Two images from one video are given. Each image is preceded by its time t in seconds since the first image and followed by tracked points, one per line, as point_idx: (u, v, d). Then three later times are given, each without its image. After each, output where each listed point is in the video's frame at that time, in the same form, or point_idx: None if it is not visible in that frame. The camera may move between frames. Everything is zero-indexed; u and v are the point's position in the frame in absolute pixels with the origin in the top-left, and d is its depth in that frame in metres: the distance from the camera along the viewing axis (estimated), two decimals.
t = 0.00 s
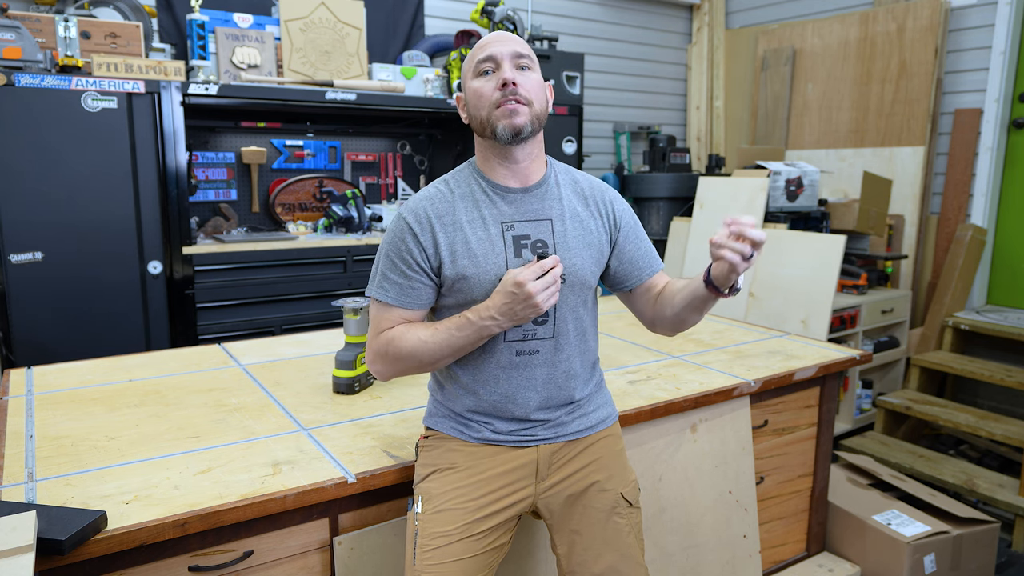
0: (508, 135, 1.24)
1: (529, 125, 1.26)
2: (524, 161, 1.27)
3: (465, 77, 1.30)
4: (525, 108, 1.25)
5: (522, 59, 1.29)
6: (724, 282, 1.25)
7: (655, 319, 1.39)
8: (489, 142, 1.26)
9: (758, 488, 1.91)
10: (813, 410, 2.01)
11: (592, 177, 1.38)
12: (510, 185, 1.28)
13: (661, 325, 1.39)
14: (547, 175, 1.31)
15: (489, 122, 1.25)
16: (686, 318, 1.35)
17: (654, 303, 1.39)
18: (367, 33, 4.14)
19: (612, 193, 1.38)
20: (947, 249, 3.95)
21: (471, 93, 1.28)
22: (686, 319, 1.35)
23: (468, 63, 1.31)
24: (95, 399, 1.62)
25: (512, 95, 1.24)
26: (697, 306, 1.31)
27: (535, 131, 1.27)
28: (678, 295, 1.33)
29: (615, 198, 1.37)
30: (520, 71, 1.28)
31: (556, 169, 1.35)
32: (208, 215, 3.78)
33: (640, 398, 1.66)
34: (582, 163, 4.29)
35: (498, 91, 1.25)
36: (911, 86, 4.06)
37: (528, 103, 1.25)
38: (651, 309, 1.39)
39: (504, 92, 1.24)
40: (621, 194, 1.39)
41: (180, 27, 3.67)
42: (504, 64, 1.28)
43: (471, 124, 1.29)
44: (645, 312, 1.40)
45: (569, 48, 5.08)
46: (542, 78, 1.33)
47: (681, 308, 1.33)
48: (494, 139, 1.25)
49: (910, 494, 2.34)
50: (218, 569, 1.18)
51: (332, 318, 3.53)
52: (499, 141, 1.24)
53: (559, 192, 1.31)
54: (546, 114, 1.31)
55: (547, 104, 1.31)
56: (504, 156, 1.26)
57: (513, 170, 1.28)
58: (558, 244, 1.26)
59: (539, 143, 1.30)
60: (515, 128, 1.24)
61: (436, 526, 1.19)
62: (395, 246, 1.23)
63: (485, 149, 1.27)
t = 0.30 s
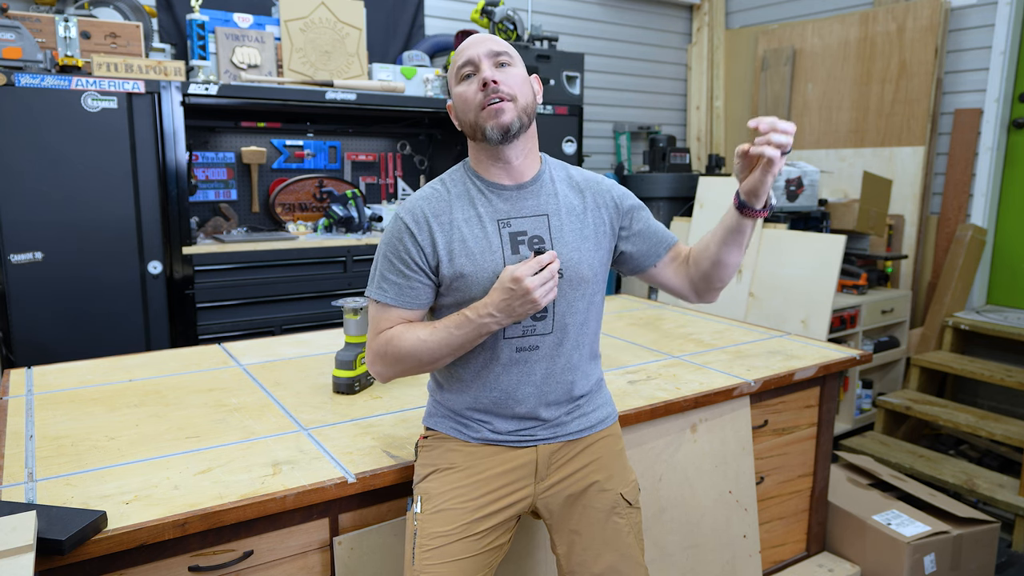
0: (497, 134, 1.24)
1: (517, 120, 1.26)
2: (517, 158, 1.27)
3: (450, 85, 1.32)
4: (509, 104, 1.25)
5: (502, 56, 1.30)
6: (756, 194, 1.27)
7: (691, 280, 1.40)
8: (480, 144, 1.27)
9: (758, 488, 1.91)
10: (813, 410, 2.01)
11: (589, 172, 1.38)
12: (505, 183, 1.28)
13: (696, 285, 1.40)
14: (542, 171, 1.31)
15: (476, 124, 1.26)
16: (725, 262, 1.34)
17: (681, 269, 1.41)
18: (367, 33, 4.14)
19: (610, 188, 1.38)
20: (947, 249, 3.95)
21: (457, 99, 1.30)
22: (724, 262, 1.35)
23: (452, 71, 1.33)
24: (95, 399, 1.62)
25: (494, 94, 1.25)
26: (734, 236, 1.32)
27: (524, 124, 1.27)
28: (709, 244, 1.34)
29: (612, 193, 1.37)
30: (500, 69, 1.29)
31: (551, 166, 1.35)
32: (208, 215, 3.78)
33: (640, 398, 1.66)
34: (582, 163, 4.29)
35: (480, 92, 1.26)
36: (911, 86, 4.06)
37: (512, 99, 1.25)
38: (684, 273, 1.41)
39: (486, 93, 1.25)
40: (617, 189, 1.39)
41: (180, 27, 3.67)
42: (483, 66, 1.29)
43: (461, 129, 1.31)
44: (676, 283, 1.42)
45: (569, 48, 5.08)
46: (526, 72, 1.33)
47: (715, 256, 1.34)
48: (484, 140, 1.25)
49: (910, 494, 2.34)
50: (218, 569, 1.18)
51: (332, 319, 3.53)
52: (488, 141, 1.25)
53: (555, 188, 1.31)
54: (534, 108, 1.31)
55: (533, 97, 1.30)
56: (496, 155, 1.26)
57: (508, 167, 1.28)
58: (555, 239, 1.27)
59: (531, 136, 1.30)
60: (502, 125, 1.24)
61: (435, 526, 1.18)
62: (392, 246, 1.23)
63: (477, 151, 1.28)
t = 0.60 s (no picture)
0: (493, 148, 1.25)
1: (512, 133, 1.26)
2: (515, 167, 1.28)
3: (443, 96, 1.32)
4: (503, 118, 1.25)
5: (494, 65, 1.29)
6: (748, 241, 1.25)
7: (671, 301, 1.38)
8: (476, 157, 1.28)
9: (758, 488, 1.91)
10: (813, 410, 2.01)
11: (587, 173, 1.38)
12: (502, 185, 1.28)
13: (678, 305, 1.38)
14: (539, 172, 1.32)
15: (472, 137, 1.27)
16: (709, 290, 1.34)
17: (666, 284, 1.39)
18: (367, 33, 4.14)
19: (608, 188, 1.38)
20: (947, 249, 3.95)
21: (450, 111, 1.29)
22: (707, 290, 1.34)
23: (444, 79, 1.32)
24: (95, 399, 1.62)
25: (489, 108, 1.25)
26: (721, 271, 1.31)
27: (520, 134, 1.28)
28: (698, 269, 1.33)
29: (611, 193, 1.37)
30: (493, 78, 1.28)
31: (549, 167, 1.35)
32: (208, 215, 3.78)
33: (640, 398, 1.66)
34: (582, 163, 4.29)
35: (474, 106, 1.26)
36: (911, 86, 4.06)
37: (506, 112, 1.26)
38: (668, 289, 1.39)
39: (480, 107, 1.25)
40: (617, 190, 1.39)
41: (180, 27, 3.67)
42: (475, 76, 1.28)
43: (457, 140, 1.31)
44: (658, 296, 1.40)
45: (569, 48, 5.08)
46: (519, 77, 1.32)
47: (701, 281, 1.33)
48: (480, 154, 1.26)
49: (910, 494, 2.34)
50: (218, 569, 1.18)
51: (332, 318, 3.53)
52: (484, 155, 1.26)
53: (553, 188, 1.31)
54: (528, 115, 1.31)
55: (527, 105, 1.30)
56: (494, 167, 1.27)
57: (505, 176, 1.28)
58: (553, 240, 1.27)
59: (528, 142, 1.31)
60: (498, 139, 1.25)
61: (435, 526, 1.18)
62: (390, 247, 1.23)
63: (473, 163, 1.29)
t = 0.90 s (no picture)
0: (491, 148, 1.25)
1: (510, 134, 1.26)
2: (514, 166, 1.28)
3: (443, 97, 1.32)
4: (501, 119, 1.25)
5: (492, 65, 1.28)
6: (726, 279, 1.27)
7: (650, 321, 1.40)
8: (474, 157, 1.28)
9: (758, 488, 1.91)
10: (813, 411, 2.01)
11: (586, 174, 1.38)
12: (501, 185, 1.28)
13: (657, 327, 1.40)
14: (539, 173, 1.32)
15: (470, 138, 1.27)
16: (687, 318, 1.36)
17: (650, 304, 1.40)
18: (367, 33, 4.14)
19: (607, 190, 1.38)
20: (947, 249, 3.95)
21: (449, 111, 1.30)
22: (685, 317, 1.36)
23: (443, 80, 1.33)
24: (95, 399, 1.62)
25: (487, 109, 1.25)
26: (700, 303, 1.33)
27: (518, 134, 1.27)
28: (679, 298, 1.34)
29: (610, 195, 1.37)
30: (492, 78, 1.28)
31: (549, 168, 1.35)
32: (208, 215, 3.78)
33: (640, 398, 1.66)
34: (582, 163, 4.29)
35: (472, 107, 1.26)
36: (912, 86, 4.06)
37: (505, 112, 1.26)
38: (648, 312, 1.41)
39: (478, 107, 1.25)
40: (616, 193, 1.39)
41: (180, 27, 3.67)
42: (474, 76, 1.28)
43: (456, 139, 1.31)
44: (639, 316, 1.42)
45: (569, 48, 5.08)
46: (518, 77, 1.31)
47: (680, 309, 1.35)
48: (478, 154, 1.26)
49: (910, 494, 2.34)
50: (218, 569, 1.18)
51: (332, 318, 3.53)
52: (483, 156, 1.26)
53: (552, 190, 1.31)
54: (527, 114, 1.31)
55: (526, 105, 1.30)
56: (492, 166, 1.27)
57: (504, 175, 1.28)
58: (552, 242, 1.27)
59: (526, 142, 1.30)
60: (495, 140, 1.24)
61: (435, 526, 1.18)
62: (389, 247, 1.23)
63: (473, 164, 1.29)
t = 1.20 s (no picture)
0: (487, 153, 1.24)
1: (507, 139, 1.26)
2: (511, 170, 1.28)
3: (441, 99, 1.32)
4: (498, 124, 1.25)
5: (491, 69, 1.28)
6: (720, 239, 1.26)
7: (651, 310, 1.40)
8: (471, 161, 1.28)
9: (759, 488, 1.91)
10: (813, 410, 2.01)
11: (584, 172, 1.38)
12: (499, 187, 1.28)
13: (658, 316, 1.40)
14: (537, 172, 1.31)
15: (468, 142, 1.27)
16: (685, 296, 1.34)
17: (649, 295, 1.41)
18: (367, 33, 4.14)
19: (606, 187, 1.38)
20: (947, 249, 3.95)
21: (448, 114, 1.30)
22: (685, 296, 1.35)
23: (442, 81, 1.32)
24: (95, 399, 1.62)
25: (484, 114, 1.25)
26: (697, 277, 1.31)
27: (516, 139, 1.27)
28: (672, 275, 1.34)
29: (609, 192, 1.37)
30: (490, 83, 1.27)
31: (547, 167, 1.35)
32: (208, 215, 3.78)
33: (640, 398, 1.66)
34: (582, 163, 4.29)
35: (471, 112, 1.26)
36: (912, 86, 4.06)
37: (502, 118, 1.26)
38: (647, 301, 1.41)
39: (476, 113, 1.25)
40: (615, 190, 1.39)
41: (180, 26, 3.67)
42: (472, 80, 1.27)
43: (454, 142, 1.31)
44: (640, 309, 1.42)
45: (569, 48, 5.08)
46: (517, 80, 1.31)
47: (677, 288, 1.34)
48: (476, 158, 1.26)
49: (910, 494, 2.34)
50: (218, 569, 1.18)
51: (333, 318, 3.53)
52: (480, 161, 1.26)
53: (550, 189, 1.31)
54: (525, 119, 1.31)
55: (524, 109, 1.30)
56: (490, 170, 1.27)
57: (501, 179, 1.28)
58: (551, 241, 1.27)
59: (524, 145, 1.30)
60: (492, 145, 1.24)
61: (435, 526, 1.18)
62: (389, 251, 1.23)
63: (470, 168, 1.29)
